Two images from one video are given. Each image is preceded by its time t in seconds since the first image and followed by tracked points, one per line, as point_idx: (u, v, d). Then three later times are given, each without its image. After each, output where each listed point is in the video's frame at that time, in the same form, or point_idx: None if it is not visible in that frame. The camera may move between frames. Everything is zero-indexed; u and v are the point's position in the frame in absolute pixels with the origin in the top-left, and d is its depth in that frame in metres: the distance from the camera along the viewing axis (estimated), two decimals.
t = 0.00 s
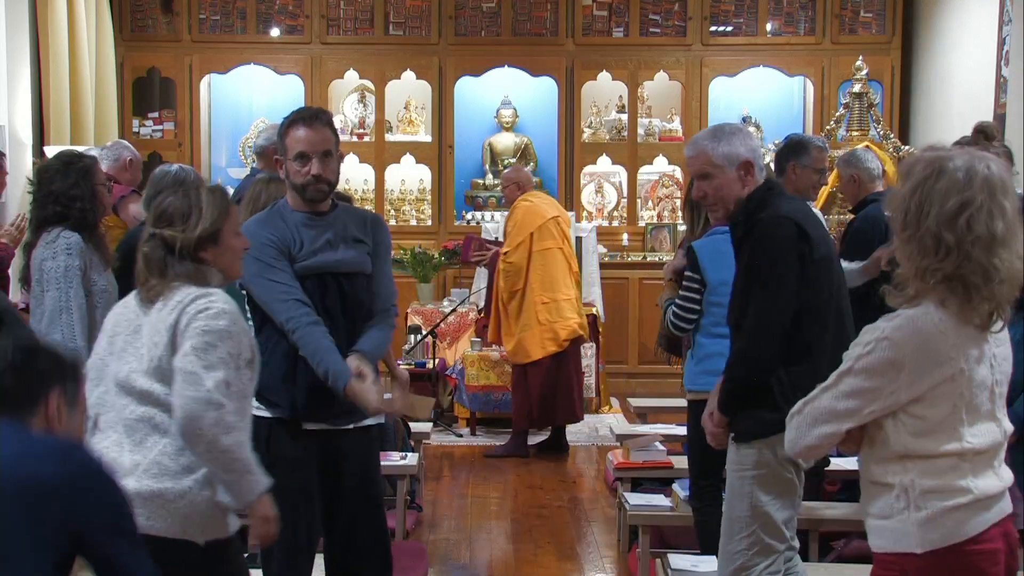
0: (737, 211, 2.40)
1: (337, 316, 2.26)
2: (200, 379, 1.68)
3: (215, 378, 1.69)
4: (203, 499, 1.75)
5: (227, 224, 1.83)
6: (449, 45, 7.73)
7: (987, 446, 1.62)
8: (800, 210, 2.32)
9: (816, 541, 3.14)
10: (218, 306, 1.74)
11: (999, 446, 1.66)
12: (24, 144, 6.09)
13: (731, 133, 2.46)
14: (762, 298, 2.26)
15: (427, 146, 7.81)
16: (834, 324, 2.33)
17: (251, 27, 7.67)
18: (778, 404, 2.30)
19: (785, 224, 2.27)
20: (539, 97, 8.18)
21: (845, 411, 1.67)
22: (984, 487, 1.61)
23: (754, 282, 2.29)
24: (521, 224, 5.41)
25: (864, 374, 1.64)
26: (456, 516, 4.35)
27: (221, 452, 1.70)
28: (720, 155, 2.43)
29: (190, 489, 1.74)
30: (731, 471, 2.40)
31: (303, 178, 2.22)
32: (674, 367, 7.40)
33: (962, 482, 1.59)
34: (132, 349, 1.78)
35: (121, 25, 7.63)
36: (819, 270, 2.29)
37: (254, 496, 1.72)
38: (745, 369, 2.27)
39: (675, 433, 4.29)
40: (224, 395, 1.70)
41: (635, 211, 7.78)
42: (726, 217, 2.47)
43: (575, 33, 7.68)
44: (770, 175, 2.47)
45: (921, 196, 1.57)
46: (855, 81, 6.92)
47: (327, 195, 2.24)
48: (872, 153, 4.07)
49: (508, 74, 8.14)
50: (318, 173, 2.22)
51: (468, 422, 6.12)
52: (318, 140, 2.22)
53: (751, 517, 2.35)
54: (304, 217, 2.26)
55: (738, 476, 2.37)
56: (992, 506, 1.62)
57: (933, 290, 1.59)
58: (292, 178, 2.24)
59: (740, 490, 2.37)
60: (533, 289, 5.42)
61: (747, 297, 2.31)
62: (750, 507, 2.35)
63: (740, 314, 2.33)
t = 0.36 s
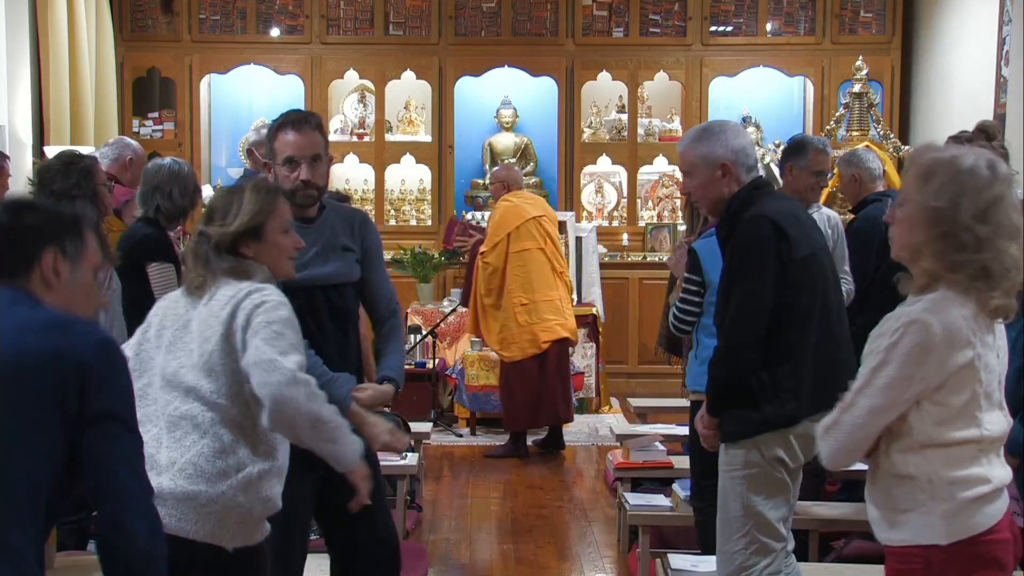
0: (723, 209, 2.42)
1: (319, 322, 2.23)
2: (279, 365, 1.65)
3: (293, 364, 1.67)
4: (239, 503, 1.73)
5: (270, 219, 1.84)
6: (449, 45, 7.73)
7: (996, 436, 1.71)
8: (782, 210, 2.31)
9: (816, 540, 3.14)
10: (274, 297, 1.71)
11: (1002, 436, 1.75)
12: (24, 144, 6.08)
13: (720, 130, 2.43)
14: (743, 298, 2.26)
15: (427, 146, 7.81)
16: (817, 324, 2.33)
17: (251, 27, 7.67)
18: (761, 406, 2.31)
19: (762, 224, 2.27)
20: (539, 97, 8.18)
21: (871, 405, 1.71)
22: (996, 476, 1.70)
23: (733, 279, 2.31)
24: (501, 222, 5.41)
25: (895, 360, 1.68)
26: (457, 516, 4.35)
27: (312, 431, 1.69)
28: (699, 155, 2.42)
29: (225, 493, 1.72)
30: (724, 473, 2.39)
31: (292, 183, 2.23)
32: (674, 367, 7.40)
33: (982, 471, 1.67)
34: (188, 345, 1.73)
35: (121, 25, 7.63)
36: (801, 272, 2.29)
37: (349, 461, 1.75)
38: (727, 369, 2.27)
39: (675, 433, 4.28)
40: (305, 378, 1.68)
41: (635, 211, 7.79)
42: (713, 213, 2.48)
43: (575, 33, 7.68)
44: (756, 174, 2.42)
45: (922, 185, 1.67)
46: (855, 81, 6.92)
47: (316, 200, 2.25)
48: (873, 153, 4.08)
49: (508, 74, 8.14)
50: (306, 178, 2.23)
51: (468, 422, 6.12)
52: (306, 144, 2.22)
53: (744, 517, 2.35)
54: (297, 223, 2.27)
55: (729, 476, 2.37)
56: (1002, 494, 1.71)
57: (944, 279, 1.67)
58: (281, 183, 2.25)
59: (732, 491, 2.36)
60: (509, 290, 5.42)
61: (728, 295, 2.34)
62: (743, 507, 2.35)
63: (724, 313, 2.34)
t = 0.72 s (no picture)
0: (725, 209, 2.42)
1: (316, 323, 2.25)
2: (227, 383, 1.64)
3: (243, 381, 1.65)
4: (212, 512, 1.72)
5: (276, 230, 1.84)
6: (449, 45, 7.73)
7: None
8: (784, 210, 2.32)
9: (815, 540, 3.14)
10: (248, 309, 1.70)
11: None
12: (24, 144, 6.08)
13: (729, 129, 2.43)
14: (743, 298, 2.26)
15: (427, 146, 7.81)
16: (817, 325, 2.33)
17: (251, 27, 7.67)
18: (760, 405, 2.30)
19: (766, 225, 2.27)
20: (539, 97, 8.18)
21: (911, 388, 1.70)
22: None
23: (736, 278, 2.30)
24: (496, 223, 5.37)
25: (938, 341, 1.67)
26: (456, 516, 4.35)
27: (256, 449, 1.68)
28: (711, 153, 2.41)
29: (201, 501, 1.71)
30: (722, 470, 2.39)
31: (290, 184, 2.22)
32: (674, 367, 7.40)
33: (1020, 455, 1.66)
34: (172, 351, 1.74)
35: (121, 25, 7.63)
36: (801, 272, 2.29)
37: (298, 480, 1.74)
38: (727, 367, 2.27)
39: (675, 433, 4.28)
40: (252, 398, 1.66)
41: (635, 211, 7.79)
42: (716, 212, 2.48)
43: (575, 33, 7.68)
44: (762, 174, 2.43)
45: (934, 190, 1.70)
46: (854, 81, 6.91)
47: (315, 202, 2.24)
48: (874, 153, 4.07)
49: (508, 74, 8.14)
50: (306, 179, 2.22)
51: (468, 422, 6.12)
52: (304, 144, 2.23)
53: (740, 515, 2.35)
54: (297, 226, 2.25)
55: (727, 474, 2.37)
56: None
57: (965, 270, 1.69)
58: (279, 183, 2.24)
59: (730, 489, 2.37)
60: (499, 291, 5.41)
61: (731, 293, 2.33)
62: (740, 504, 2.35)
63: (725, 312, 2.33)
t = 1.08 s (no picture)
0: (740, 207, 2.42)
1: (315, 324, 2.27)
2: (235, 394, 1.65)
3: (249, 389, 1.67)
4: (212, 520, 1.71)
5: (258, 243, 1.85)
6: (449, 45, 7.73)
7: None
8: (802, 209, 2.33)
9: (816, 541, 3.15)
10: (244, 314, 1.70)
11: None
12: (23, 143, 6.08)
13: (743, 131, 2.47)
14: (771, 297, 2.26)
15: (427, 146, 7.81)
16: (838, 323, 2.33)
17: (251, 27, 7.67)
18: (785, 399, 2.30)
19: (791, 222, 2.28)
20: (539, 96, 8.18)
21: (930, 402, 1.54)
22: None
23: (761, 275, 2.30)
24: (500, 220, 5.38)
25: (968, 349, 1.50)
26: (456, 516, 4.35)
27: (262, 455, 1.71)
28: (733, 150, 2.43)
29: (197, 509, 1.69)
30: (737, 466, 2.39)
31: (303, 182, 2.22)
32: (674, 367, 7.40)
33: None
34: (159, 357, 1.73)
35: (121, 25, 7.63)
36: (820, 270, 2.30)
37: (315, 464, 1.78)
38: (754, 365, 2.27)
39: (675, 433, 4.28)
40: (259, 403, 1.67)
41: (635, 211, 7.79)
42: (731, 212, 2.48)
43: (575, 33, 7.68)
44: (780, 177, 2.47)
45: (959, 191, 1.52)
46: (854, 81, 6.91)
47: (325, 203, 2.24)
48: (875, 153, 4.07)
49: (509, 74, 8.14)
50: (319, 179, 2.23)
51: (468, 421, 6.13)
52: (318, 144, 2.24)
53: (756, 512, 2.34)
54: (303, 227, 2.24)
55: (744, 471, 2.37)
56: None
57: (994, 272, 1.51)
58: (291, 182, 2.24)
59: (746, 486, 2.36)
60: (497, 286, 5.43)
61: (754, 291, 2.32)
62: (755, 501, 2.35)
63: (748, 312, 2.33)
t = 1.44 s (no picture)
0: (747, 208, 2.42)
1: (313, 320, 2.27)
2: (234, 392, 1.67)
3: (248, 386, 1.69)
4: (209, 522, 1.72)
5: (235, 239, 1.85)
6: (449, 45, 7.72)
7: None
8: (812, 209, 2.34)
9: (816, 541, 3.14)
10: (228, 311, 1.70)
11: None
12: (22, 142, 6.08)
13: (749, 132, 2.47)
14: (779, 296, 2.26)
15: (427, 146, 7.81)
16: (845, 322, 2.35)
17: (251, 27, 7.67)
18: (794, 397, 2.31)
19: (800, 221, 2.28)
20: (539, 96, 8.18)
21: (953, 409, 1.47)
22: None
23: (769, 275, 2.30)
24: (499, 219, 5.40)
25: (996, 366, 1.43)
26: (456, 516, 4.35)
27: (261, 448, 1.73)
28: (739, 151, 2.43)
29: (190, 513, 1.70)
30: (747, 465, 2.39)
31: (294, 180, 2.23)
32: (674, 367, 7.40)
33: None
34: (146, 362, 1.72)
35: (121, 25, 7.63)
36: (827, 267, 2.30)
37: (319, 437, 1.82)
38: (762, 365, 2.27)
39: (675, 433, 4.28)
40: (258, 397, 1.70)
41: (635, 211, 7.78)
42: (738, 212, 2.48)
43: (575, 33, 7.68)
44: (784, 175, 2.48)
45: (988, 193, 1.45)
46: (854, 81, 6.90)
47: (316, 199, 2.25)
48: (875, 153, 4.07)
49: (509, 74, 8.14)
50: (310, 175, 2.23)
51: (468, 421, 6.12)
52: (308, 141, 2.24)
53: (763, 510, 2.34)
54: (297, 222, 2.24)
55: (753, 469, 2.37)
56: None
57: None
58: (282, 179, 2.24)
59: (754, 484, 2.36)
60: (496, 286, 5.44)
61: (762, 291, 2.32)
62: (763, 500, 2.35)
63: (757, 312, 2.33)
